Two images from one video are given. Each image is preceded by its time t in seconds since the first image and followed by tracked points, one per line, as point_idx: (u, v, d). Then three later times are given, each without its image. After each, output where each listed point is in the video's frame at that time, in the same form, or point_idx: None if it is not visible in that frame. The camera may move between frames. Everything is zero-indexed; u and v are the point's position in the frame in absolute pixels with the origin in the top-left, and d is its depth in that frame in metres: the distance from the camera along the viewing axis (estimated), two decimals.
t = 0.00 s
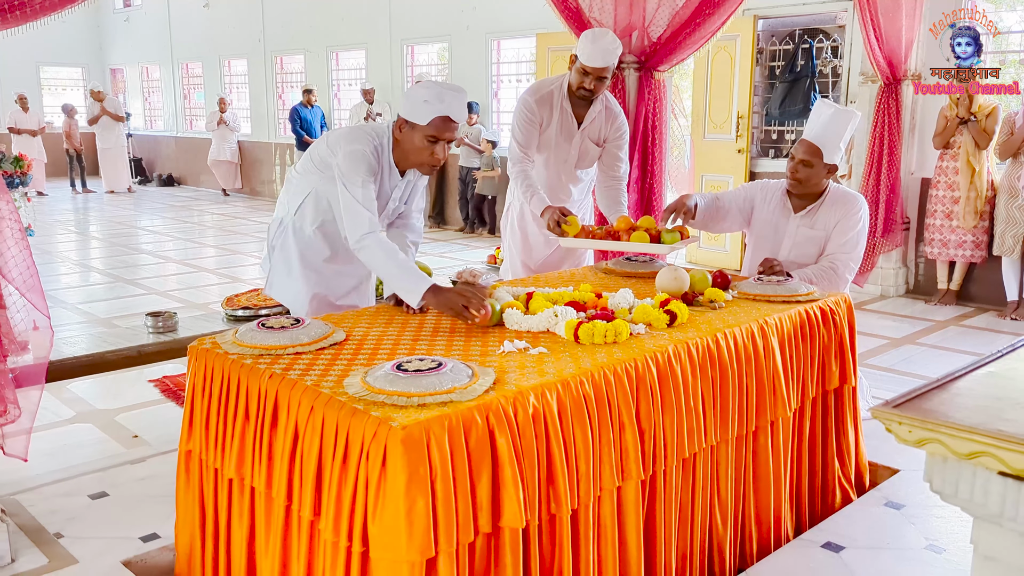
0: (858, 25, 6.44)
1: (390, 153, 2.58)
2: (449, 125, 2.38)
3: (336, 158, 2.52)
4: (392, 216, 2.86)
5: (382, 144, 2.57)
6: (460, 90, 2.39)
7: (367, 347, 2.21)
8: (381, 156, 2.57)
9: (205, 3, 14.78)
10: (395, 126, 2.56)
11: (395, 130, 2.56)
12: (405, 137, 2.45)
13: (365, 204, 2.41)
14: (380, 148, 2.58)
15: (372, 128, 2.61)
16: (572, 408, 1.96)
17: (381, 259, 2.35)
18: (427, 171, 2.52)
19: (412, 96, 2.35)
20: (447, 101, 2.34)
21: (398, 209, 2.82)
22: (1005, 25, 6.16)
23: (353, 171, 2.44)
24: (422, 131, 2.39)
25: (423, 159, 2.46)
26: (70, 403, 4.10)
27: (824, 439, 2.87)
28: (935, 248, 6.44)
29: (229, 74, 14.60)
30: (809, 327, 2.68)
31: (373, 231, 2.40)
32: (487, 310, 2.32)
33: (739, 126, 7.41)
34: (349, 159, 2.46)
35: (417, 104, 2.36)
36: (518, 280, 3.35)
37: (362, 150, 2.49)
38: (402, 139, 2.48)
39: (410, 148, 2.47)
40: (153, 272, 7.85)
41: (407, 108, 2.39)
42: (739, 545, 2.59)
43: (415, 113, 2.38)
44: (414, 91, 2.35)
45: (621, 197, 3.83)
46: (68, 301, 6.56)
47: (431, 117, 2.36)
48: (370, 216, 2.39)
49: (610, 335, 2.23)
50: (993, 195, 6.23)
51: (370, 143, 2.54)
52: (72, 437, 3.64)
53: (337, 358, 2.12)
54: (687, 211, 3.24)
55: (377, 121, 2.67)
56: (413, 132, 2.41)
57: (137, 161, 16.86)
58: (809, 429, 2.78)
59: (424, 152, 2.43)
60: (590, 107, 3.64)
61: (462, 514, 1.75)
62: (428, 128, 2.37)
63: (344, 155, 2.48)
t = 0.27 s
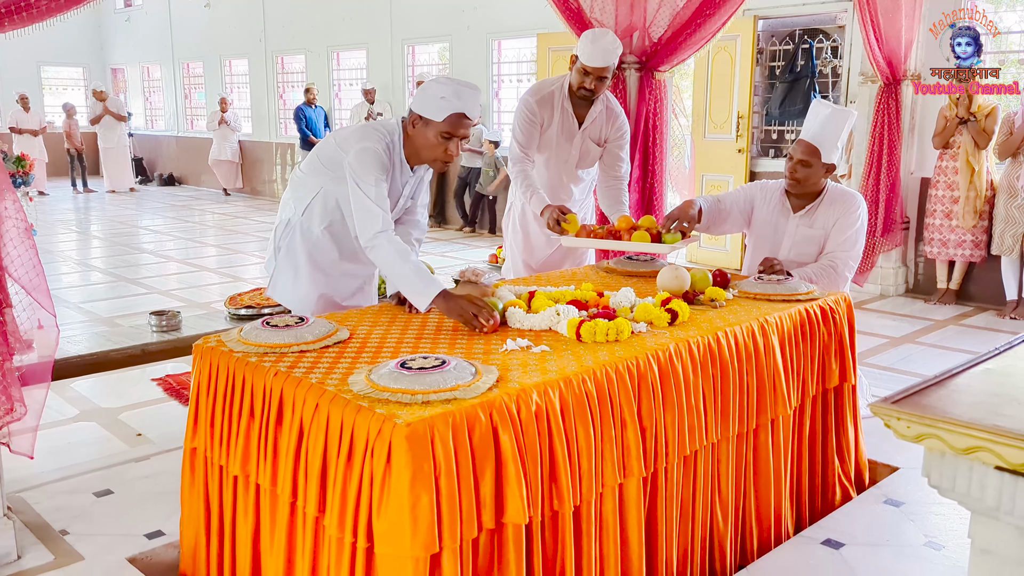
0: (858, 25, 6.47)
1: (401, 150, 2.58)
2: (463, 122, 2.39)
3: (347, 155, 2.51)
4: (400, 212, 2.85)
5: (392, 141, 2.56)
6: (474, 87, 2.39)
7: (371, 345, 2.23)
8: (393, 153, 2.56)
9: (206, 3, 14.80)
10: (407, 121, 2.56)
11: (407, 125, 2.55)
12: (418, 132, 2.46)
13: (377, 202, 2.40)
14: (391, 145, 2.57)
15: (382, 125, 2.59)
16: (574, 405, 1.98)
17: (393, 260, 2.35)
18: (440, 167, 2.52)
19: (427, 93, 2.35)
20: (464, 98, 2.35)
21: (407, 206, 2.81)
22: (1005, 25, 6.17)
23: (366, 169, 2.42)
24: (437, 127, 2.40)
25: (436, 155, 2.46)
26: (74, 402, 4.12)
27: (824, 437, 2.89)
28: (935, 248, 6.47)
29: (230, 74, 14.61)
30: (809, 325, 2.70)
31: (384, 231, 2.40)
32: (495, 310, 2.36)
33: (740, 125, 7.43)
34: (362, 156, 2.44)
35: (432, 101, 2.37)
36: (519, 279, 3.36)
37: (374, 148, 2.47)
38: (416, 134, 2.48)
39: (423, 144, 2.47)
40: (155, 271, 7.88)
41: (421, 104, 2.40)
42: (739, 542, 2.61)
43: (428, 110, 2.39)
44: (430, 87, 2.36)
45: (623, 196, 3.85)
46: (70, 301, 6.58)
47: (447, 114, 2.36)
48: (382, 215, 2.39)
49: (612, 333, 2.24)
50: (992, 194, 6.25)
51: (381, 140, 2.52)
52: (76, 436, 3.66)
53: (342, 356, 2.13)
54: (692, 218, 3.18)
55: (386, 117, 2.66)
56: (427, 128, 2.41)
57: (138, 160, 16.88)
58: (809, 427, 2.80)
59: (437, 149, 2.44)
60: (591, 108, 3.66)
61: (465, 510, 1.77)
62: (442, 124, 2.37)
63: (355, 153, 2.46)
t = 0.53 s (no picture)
0: (857, 25, 6.48)
1: (401, 148, 2.59)
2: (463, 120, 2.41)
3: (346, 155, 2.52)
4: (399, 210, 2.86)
5: (391, 140, 2.57)
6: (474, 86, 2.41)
7: (371, 343, 2.25)
8: (392, 152, 2.58)
9: (206, 2, 14.82)
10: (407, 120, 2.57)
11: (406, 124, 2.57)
12: (420, 131, 2.47)
13: (376, 201, 2.42)
14: (390, 144, 2.58)
15: (380, 124, 2.61)
16: (573, 402, 1.99)
17: (393, 258, 2.36)
18: (440, 167, 2.54)
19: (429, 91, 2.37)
20: (466, 97, 2.37)
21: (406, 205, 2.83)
22: (1004, 25, 6.18)
23: (365, 168, 2.44)
24: (439, 126, 2.41)
25: (437, 154, 2.48)
26: (75, 400, 4.13)
27: (821, 434, 2.91)
28: (933, 247, 6.49)
29: (230, 74, 14.63)
30: (807, 323, 2.71)
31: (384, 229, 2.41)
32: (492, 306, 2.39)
33: (739, 125, 7.44)
34: (361, 155, 2.46)
35: (433, 100, 2.38)
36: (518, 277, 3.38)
37: (373, 147, 2.48)
38: (416, 133, 2.50)
39: (425, 144, 2.49)
40: (155, 271, 7.89)
41: (422, 102, 2.41)
42: (737, 538, 2.63)
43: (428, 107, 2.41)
44: (433, 86, 2.37)
45: (623, 195, 3.86)
46: (70, 300, 6.60)
47: (449, 113, 2.38)
48: (381, 214, 2.41)
49: (610, 331, 2.26)
50: (991, 194, 6.26)
51: (380, 139, 2.54)
52: (78, 434, 3.68)
53: (342, 353, 2.15)
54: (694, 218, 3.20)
55: (386, 116, 2.67)
56: (429, 127, 2.43)
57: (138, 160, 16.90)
58: (807, 424, 2.82)
59: (439, 148, 2.46)
60: (591, 107, 3.68)
61: (465, 505, 1.78)
62: (445, 123, 2.39)
63: (355, 153, 2.47)
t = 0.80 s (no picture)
0: (856, 25, 6.49)
1: (395, 146, 2.59)
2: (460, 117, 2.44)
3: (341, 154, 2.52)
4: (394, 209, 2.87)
5: (384, 139, 2.57)
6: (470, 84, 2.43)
7: (369, 343, 2.26)
8: (386, 150, 2.58)
9: (206, 3, 14.84)
10: (399, 118, 2.57)
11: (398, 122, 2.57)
12: (421, 134, 2.49)
13: (373, 199, 2.42)
14: (384, 143, 2.58)
15: (373, 123, 2.61)
16: (569, 401, 2.00)
17: (392, 256, 2.37)
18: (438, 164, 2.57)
19: (428, 92, 2.39)
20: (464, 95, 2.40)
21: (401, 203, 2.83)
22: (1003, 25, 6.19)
23: (359, 167, 2.44)
24: (439, 127, 2.44)
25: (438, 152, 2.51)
26: (75, 400, 4.15)
27: (818, 434, 2.92)
28: (931, 247, 6.50)
29: (230, 74, 14.64)
30: (803, 323, 2.72)
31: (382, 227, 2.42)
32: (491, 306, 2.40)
33: (738, 125, 7.46)
34: (356, 155, 2.46)
35: (432, 100, 2.39)
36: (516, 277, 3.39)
37: (367, 146, 2.49)
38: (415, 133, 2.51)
39: (424, 144, 2.52)
40: (156, 271, 7.91)
41: (421, 104, 2.43)
42: (733, 537, 2.65)
43: (423, 105, 2.43)
44: (431, 87, 2.38)
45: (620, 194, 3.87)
46: (70, 300, 6.61)
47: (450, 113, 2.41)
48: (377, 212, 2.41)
49: (607, 331, 2.27)
50: (989, 194, 6.28)
51: (374, 138, 2.55)
52: (78, 433, 3.69)
53: (340, 353, 2.16)
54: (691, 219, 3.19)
55: (379, 115, 2.68)
56: (431, 128, 2.45)
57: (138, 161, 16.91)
58: (803, 424, 2.83)
59: (439, 147, 2.49)
60: (586, 107, 3.69)
61: (461, 504, 1.80)
62: (446, 124, 2.43)
63: (349, 152, 2.47)
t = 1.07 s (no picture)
0: (856, 25, 6.49)
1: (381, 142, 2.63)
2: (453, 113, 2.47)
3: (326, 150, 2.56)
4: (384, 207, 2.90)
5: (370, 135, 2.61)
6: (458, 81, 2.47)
7: (366, 342, 2.27)
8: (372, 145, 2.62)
9: (206, 3, 14.86)
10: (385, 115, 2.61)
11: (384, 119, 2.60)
12: (417, 132, 2.50)
13: (355, 195, 2.46)
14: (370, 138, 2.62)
15: (361, 119, 2.65)
16: (565, 400, 2.02)
17: (371, 250, 2.41)
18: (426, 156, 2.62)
19: (422, 92, 2.40)
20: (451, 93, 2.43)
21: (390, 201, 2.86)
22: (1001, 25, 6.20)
23: (343, 162, 2.48)
24: (435, 124, 2.47)
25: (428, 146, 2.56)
26: (76, 399, 4.17)
27: (814, 433, 2.94)
28: (930, 247, 6.51)
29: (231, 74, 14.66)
30: (799, 322, 2.73)
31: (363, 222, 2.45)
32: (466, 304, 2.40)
33: (737, 125, 7.47)
34: (340, 150, 2.50)
35: (423, 99, 2.42)
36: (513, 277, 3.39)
37: (351, 142, 2.53)
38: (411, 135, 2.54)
39: (416, 141, 2.54)
40: (157, 271, 7.92)
41: (416, 105, 2.43)
42: (729, 534, 2.66)
43: (414, 104, 2.44)
44: (427, 87, 2.40)
45: (610, 196, 3.88)
46: (71, 300, 6.62)
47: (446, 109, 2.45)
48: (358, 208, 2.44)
49: (603, 330, 2.29)
50: (988, 194, 6.29)
51: (360, 134, 2.58)
52: (79, 432, 3.71)
53: (338, 352, 2.18)
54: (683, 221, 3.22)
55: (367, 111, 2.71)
56: (427, 126, 2.47)
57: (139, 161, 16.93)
58: (799, 423, 2.85)
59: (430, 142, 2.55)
60: (575, 112, 3.71)
61: (458, 501, 1.81)
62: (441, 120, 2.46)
63: (334, 147, 2.51)
